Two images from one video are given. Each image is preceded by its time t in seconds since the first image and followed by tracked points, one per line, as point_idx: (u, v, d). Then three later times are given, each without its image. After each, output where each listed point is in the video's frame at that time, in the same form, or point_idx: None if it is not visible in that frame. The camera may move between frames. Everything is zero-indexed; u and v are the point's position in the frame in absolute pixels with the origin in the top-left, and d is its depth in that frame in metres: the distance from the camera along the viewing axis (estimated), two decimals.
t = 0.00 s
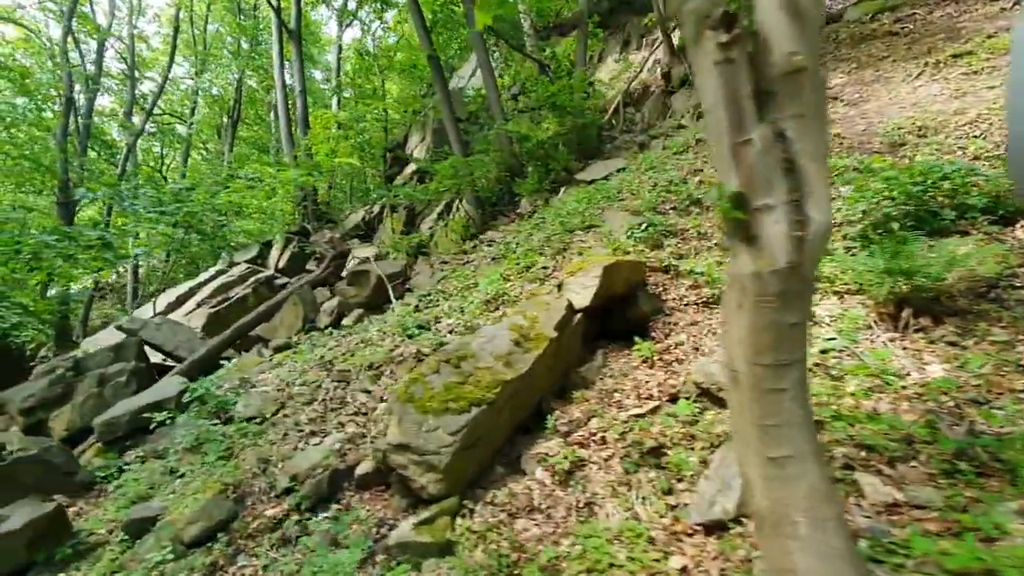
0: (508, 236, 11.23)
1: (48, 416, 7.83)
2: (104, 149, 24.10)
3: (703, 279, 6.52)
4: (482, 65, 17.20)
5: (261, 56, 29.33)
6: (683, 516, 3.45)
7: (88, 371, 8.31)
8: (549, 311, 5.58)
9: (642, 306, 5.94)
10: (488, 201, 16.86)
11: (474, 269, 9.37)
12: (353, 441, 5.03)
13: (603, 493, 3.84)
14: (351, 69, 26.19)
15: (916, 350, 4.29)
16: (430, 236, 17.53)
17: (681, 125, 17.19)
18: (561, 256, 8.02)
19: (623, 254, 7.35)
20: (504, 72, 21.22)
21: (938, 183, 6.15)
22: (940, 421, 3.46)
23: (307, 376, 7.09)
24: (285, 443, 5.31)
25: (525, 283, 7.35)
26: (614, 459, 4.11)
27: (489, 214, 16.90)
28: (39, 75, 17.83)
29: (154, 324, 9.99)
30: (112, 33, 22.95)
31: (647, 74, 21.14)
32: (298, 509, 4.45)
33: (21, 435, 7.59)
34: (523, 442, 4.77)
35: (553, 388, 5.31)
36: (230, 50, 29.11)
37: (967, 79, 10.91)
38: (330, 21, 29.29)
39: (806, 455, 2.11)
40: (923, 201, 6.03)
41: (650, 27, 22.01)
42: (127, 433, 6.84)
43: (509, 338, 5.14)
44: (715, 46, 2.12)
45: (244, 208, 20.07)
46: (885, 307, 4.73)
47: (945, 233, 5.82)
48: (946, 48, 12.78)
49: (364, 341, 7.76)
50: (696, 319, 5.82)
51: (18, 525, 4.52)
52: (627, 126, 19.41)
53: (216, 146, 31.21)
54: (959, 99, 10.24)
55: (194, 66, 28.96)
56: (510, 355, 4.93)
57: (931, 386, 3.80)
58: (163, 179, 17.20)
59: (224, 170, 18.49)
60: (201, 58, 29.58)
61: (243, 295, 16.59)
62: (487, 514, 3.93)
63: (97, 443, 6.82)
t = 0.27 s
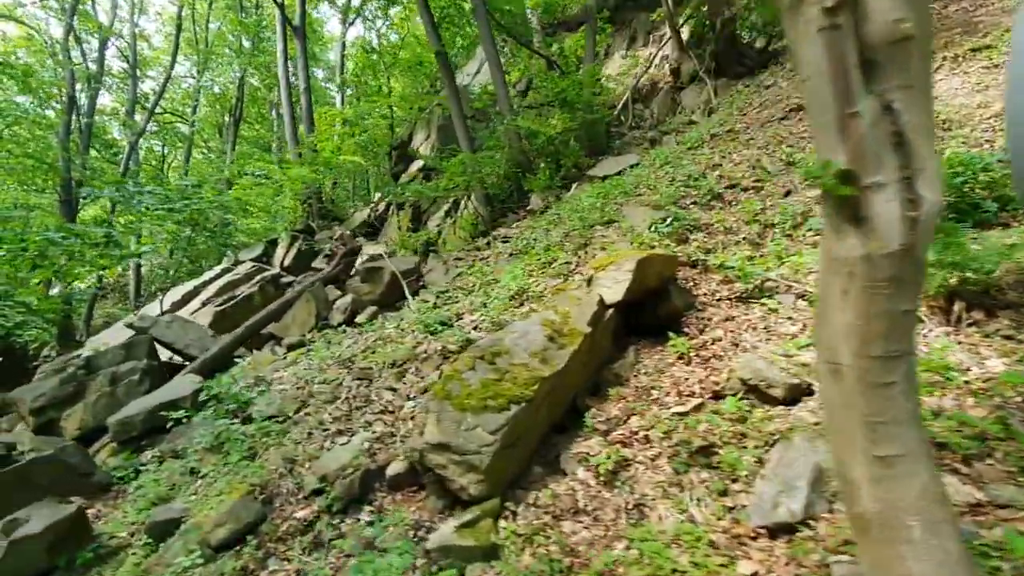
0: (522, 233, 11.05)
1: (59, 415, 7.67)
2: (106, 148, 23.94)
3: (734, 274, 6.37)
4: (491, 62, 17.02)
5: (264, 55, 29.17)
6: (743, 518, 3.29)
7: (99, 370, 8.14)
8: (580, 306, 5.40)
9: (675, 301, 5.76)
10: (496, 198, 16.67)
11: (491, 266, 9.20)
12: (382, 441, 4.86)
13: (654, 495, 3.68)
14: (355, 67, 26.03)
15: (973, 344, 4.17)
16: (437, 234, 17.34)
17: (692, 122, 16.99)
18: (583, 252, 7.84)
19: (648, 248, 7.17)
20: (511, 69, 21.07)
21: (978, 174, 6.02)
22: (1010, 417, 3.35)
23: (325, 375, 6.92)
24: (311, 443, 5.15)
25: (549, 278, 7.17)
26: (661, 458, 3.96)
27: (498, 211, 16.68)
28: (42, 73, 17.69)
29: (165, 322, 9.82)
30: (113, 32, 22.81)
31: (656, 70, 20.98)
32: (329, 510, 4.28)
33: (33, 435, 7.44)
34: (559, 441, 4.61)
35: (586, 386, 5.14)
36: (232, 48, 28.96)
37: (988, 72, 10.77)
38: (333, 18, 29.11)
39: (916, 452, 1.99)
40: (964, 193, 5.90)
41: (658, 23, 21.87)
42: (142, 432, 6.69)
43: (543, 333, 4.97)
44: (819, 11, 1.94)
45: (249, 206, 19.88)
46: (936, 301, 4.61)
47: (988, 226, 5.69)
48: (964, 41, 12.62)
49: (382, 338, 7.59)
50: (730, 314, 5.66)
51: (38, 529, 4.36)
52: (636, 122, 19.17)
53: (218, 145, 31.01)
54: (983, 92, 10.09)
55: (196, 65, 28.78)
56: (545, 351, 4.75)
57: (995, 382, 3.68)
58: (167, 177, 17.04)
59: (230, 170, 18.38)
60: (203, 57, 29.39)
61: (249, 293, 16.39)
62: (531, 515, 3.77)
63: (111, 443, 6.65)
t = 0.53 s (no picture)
0: (539, 230, 10.79)
1: (69, 419, 7.43)
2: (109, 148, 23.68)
3: (773, 270, 6.11)
4: (501, 58, 16.75)
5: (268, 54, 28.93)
6: (822, 534, 3.09)
7: (109, 371, 7.89)
8: (618, 304, 5.13)
9: (714, 299, 5.48)
10: (507, 196, 16.40)
11: (511, 263, 8.93)
12: (413, 447, 4.59)
13: (717, 507, 3.44)
14: (361, 65, 25.78)
15: None
16: (447, 233, 17.07)
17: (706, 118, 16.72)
18: (609, 248, 7.57)
19: (679, 244, 6.89)
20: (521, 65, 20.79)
21: None
22: None
23: (345, 376, 6.65)
24: (337, 449, 4.88)
25: (576, 275, 6.90)
26: (721, 467, 3.71)
27: (510, 208, 16.37)
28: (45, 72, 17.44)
29: (175, 321, 9.56)
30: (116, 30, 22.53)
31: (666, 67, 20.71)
32: (360, 522, 3.99)
33: (42, 439, 7.20)
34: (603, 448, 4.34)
35: (625, 388, 4.86)
36: (236, 46, 28.69)
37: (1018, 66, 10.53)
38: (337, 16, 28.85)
39: None
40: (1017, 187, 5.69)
41: (668, 19, 21.61)
42: (156, 437, 6.43)
43: (582, 333, 4.70)
44: None
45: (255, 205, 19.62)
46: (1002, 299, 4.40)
47: None
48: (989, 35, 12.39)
49: (402, 338, 7.32)
50: (774, 313, 5.41)
51: (52, 543, 4.10)
52: (648, 119, 18.86)
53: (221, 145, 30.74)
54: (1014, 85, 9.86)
55: (199, 63, 28.52)
56: (586, 352, 4.48)
57: None
58: (173, 176, 16.79)
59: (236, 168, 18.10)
60: (206, 56, 29.14)
61: (255, 293, 16.10)
62: (583, 529, 3.51)
63: (123, 447, 6.40)
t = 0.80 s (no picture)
0: (560, 229, 10.58)
1: (87, 421, 7.29)
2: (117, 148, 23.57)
3: (815, 268, 5.89)
4: (515, 55, 16.54)
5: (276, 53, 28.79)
6: (908, 550, 2.92)
7: (127, 373, 7.76)
8: (661, 303, 4.90)
9: (757, 298, 5.24)
10: (522, 194, 16.18)
11: (534, 261, 8.71)
12: (450, 453, 4.38)
13: (787, 521, 3.25)
14: (370, 64, 25.61)
15: None
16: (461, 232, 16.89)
17: (724, 114, 16.48)
18: (639, 245, 7.34)
19: (714, 240, 6.64)
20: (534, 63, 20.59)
21: None
22: None
23: (369, 379, 6.45)
24: (369, 454, 4.69)
25: (607, 273, 6.68)
26: (786, 476, 3.53)
27: (524, 206, 16.12)
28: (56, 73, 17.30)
29: (192, 322, 9.41)
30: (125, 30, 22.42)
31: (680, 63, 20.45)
32: (400, 533, 3.79)
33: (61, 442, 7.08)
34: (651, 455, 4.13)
35: (669, 391, 4.63)
36: (245, 45, 28.58)
37: None
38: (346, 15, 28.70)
39: None
40: None
41: (683, 14, 21.36)
42: (177, 440, 6.26)
43: (626, 333, 4.47)
44: None
45: (265, 204, 19.46)
46: None
47: None
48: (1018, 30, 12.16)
49: (427, 338, 7.13)
50: (821, 313, 5.19)
51: (80, 554, 3.94)
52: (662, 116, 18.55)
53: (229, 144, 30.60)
54: None
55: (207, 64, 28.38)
56: (633, 353, 4.25)
57: None
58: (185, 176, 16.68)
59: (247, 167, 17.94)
60: (214, 56, 29.01)
61: (266, 293, 15.90)
62: (642, 543, 3.30)
63: (143, 451, 6.23)
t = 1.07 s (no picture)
0: (573, 227, 10.42)
1: (97, 423, 7.11)
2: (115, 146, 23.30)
3: (849, 265, 5.76)
4: (521, 52, 16.37)
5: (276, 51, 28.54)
6: (985, 557, 2.82)
7: (137, 374, 7.57)
8: (698, 301, 4.75)
9: (794, 296, 5.10)
10: (529, 192, 15.98)
11: (551, 259, 8.55)
12: (484, 455, 4.21)
13: (854, 527, 3.14)
14: (371, 63, 25.38)
15: None
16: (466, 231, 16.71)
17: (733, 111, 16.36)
18: (661, 242, 7.19)
19: (742, 237, 6.48)
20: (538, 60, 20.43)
21: None
22: None
23: (389, 379, 6.29)
24: (398, 457, 4.52)
25: (631, 271, 6.53)
26: (845, 480, 3.42)
27: (531, 205, 15.93)
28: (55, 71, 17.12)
29: (201, 321, 9.23)
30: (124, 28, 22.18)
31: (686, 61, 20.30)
32: (437, 540, 3.63)
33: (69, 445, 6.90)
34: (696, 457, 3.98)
35: (708, 391, 4.48)
36: (244, 43, 28.33)
37: None
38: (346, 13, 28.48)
39: None
40: None
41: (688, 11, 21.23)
42: (192, 442, 6.09)
43: (665, 331, 4.32)
44: None
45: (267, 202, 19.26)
46: None
47: None
48: None
49: (446, 337, 6.97)
50: (860, 311, 5.07)
51: (102, 565, 3.80)
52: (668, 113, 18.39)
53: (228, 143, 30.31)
54: None
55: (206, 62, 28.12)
56: (674, 353, 4.10)
57: None
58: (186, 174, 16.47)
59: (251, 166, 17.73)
60: (213, 54, 28.75)
61: (269, 292, 15.69)
62: (699, 552, 3.16)
63: (158, 453, 6.06)
